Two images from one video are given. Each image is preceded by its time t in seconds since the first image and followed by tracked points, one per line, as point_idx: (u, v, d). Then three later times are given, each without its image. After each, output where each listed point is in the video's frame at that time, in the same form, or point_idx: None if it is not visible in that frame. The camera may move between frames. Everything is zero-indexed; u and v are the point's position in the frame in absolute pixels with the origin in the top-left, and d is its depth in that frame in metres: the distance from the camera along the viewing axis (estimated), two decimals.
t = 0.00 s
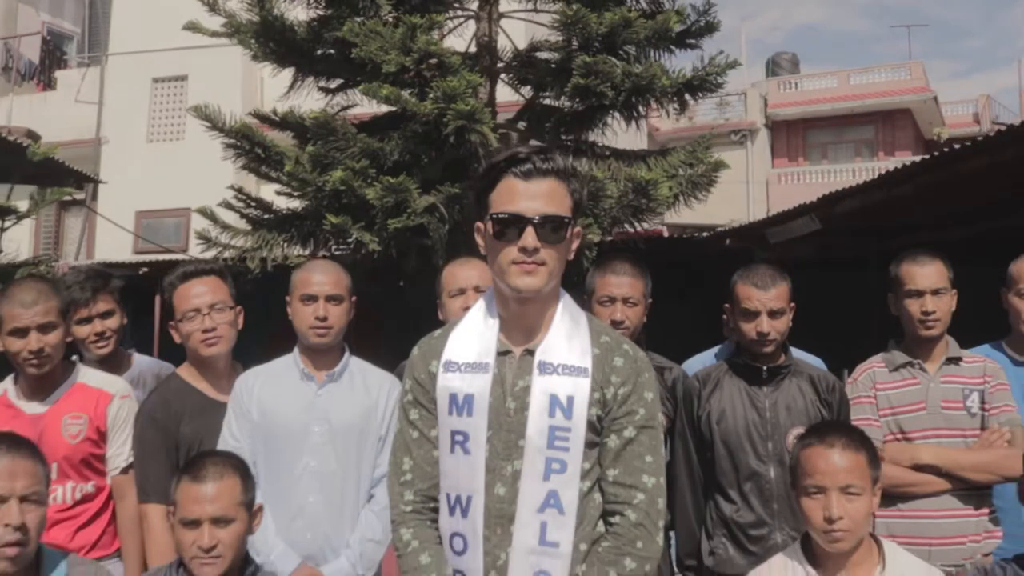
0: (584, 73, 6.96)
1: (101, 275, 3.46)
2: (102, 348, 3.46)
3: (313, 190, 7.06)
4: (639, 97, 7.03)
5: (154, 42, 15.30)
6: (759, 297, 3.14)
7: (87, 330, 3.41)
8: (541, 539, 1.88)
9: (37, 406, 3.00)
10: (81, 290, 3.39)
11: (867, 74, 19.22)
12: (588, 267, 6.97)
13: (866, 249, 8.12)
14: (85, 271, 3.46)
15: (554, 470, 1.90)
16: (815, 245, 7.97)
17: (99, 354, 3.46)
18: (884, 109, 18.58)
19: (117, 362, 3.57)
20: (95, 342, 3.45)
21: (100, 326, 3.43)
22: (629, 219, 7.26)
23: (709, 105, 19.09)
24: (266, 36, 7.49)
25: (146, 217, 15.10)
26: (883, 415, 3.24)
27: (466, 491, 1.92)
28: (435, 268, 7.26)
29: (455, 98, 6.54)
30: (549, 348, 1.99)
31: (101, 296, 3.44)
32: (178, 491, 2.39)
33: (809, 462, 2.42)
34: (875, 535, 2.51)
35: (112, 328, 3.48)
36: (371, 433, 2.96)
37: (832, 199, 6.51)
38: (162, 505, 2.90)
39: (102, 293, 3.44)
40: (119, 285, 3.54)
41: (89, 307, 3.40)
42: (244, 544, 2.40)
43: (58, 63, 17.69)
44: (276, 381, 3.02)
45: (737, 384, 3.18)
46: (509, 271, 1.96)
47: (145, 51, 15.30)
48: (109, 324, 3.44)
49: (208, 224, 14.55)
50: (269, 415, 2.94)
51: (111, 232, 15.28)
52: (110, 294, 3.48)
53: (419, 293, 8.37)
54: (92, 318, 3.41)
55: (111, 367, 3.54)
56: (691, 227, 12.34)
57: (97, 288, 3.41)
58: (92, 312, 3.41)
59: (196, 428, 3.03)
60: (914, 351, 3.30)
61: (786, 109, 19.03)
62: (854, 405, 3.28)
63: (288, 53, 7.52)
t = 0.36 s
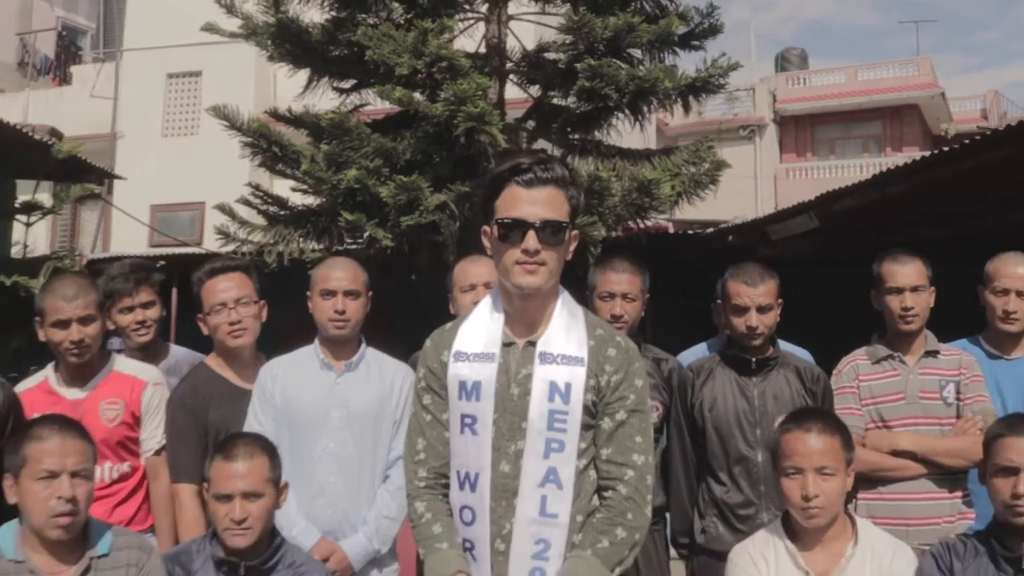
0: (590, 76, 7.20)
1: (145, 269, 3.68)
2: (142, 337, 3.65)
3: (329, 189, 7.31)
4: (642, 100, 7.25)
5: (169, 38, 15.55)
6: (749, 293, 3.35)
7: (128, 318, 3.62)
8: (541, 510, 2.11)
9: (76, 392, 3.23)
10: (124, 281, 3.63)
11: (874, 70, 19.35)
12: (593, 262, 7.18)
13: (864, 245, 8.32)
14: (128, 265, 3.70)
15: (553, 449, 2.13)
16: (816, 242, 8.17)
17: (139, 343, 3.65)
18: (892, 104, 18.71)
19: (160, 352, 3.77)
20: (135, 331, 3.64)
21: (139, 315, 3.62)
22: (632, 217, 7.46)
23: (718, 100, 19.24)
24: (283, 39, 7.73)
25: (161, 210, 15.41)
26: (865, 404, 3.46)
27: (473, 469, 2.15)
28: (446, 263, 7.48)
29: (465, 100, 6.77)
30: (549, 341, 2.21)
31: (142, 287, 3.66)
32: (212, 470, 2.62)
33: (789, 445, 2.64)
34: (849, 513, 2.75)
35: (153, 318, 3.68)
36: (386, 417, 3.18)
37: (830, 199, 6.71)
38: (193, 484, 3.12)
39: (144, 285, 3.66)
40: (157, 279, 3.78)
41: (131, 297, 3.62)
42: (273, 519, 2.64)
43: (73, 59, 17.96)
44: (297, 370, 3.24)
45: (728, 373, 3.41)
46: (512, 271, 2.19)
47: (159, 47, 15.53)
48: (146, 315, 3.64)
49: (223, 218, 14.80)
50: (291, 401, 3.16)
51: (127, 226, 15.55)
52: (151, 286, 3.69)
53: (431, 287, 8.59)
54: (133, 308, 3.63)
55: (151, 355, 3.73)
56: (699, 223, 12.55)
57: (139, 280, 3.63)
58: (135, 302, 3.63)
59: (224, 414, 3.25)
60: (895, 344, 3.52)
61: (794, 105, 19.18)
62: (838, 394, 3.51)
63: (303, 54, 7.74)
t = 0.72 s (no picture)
0: (594, 80, 7.47)
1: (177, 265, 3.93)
2: (172, 327, 3.89)
3: (343, 188, 7.57)
4: (644, 104, 7.51)
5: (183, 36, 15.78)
6: (737, 292, 3.58)
7: (161, 309, 3.86)
8: (540, 486, 2.35)
9: (111, 380, 3.48)
10: (157, 274, 3.87)
11: (882, 69, 19.51)
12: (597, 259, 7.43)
13: (862, 244, 8.53)
14: (162, 261, 3.95)
15: (551, 431, 2.37)
16: (815, 240, 8.38)
17: (168, 334, 3.89)
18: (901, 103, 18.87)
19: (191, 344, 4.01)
20: (168, 323, 3.89)
21: (172, 307, 3.87)
22: (635, 217, 7.69)
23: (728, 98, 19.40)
24: (298, 43, 7.97)
25: (177, 206, 15.67)
26: (847, 395, 3.69)
27: (479, 449, 2.39)
28: (456, 261, 7.72)
29: (473, 105, 7.02)
30: (547, 334, 2.45)
31: (175, 281, 3.91)
32: (240, 451, 2.86)
33: (769, 431, 2.87)
34: (826, 494, 2.98)
35: (184, 311, 3.92)
36: (400, 405, 3.42)
37: (827, 199, 6.93)
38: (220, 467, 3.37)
39: (176, 280, 3.90)
40: (188, 275, 4.02)
41: (164, 290, 3.87)
42: (296, 496, 2.88)
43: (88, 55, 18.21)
44: (317, 361, 3.48)
45: (719, 366, 3.64)
46: (512, 270, 2.43)
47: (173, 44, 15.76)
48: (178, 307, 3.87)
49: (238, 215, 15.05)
50: (311, 390, 3.40)
51: (143, 221, 15.82)
52: (182, 281, 3.93)
53: (442, 283, 8.83)
54: (164, 301, 3.87)
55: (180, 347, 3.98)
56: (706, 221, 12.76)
57: (172, 274, 3.90)
58: (167, 294, 3.87)
59: (248, 403, 3.49)
60: (875, 339, 3.75)
61: (803, 103, 19.36)
62: (822, 386, 3.74)
63: (317, 57, 7.98)
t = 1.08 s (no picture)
0: (594, 85, 7.67)
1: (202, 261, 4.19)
2: (197, 320, 4.16)
3: (354, 188, 7.84)
4: (644, 107, 7.76)
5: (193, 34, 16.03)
6: (724, 290, 3.83)
7: (186, 304, 4.13)
8: (536, 466, 2.60)
9: (140, 369, 3.74)
10: (183, 271, 4.13)
11: (887, 66, 19.66)
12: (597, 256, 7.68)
13: (856, 243, 8.76)
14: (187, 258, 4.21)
15: (546, 416, 2.62)
16: (811, 239, 8.61)
17: (194, 326, 4.16)
18: (905, 100, 19.03)
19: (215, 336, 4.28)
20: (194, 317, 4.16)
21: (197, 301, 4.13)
22: (635, 217, 7.93)
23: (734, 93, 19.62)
24: (310, 47, 8.23)
25: (188, 202, 15.95)
26: (828, 387, 3.95)
27: (481, 432, 2.65)
28: (463, 258, 7.98)
29: (478, 108, 7.27)
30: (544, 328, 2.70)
31: (199, 277, 4.17)
32: (262, 435, 3.12)
33: (749, 418, 3.12)
34: (801, 476, 3.24)
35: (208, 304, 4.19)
36: (410, 394, 3.68)
37: (820, 199, 7.17)
38: (241, 451, 3.62)
39: (200, 276, 4.16)
40: (212, 272, 4.28)
41: (189, 285, 4.13)
42: (314, 476, 3.14)
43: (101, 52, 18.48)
44: (332, 353, 3.74)
45: (708, 359, 3.89)
46: (511, 270, 2.68)
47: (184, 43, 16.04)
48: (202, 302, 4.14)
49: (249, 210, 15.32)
50: (327, 380, 3.66)
51: (155, 216, 16.12)
52: (207, 277, 4.19)
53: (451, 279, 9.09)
54: (188, 295, 4.14)
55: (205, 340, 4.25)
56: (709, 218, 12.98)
57: (195, 270, 4.15)
58: (192, 289, 4.14)
59: (268, 391, 3.75)
60: (855, 334, 4.00)
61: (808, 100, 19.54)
62: (804, 378, 4.00)
63: (328, 61, 8.25)
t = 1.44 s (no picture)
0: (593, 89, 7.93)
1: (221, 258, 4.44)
2: (218, 313, 4.43)
3: (363, 188, 8.11)
4: (640, 110, 8.03)
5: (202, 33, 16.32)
6: (711, 287, 4.09)
7: (208, 298, 4.40)
8: (532, 447, 2.87)
9: (165, 359, 4.01)
10: (204, 267, 4.40)
11: (885, 65, 19.81)
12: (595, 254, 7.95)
13: (847, 241, 9.02)
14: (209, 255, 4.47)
15: (542, 402, 2.88)
16: (804, 237, 8.87)
17: (215, 319, 4.43)
18: (903, 98, 19.21)
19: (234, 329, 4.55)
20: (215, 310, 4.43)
21: (217, 295, 4.40)
22: (632, 216, 8.19)
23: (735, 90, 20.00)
24: (320, 50, 8.49)
25: (199, 198, 16.21)
26: (808, 377, 4.20)
27: (482, 416, 2.91)
28: (467, 256, 8.24)
29: (482, 111, 7.53)
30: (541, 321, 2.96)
31: (219, 273, 4.43)
32: (280, 419, 3.38)
33: (730, 405, 3.37)
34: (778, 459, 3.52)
35: (229, 299, 4.45)
36: (417, 384, 3.94)
37: (811, 199, 7.43)
38: (260, 436, 3.88)
39: (221, 272, 4.42)
40: (232, 268, 4.54)
41: (211, 280, 4.39)
42: (329, 458, 3.40)
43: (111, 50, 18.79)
44: (344, 344, 4.00)
45: (695, 351, 4.16)
46: (510, 268, 2.94)
47: (194, 41, 16.31)
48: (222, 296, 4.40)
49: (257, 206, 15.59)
50: (339, 370, 3.92)
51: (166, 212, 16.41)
52: (227, 273, 4.45)
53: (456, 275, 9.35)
54: (209, 290, 4.40)
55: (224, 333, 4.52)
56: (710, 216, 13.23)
57: (217, 267, 4.41)
58: (213, 285, 4.40)
59: (285, 380, 4.01)
60: (834, 328, 4.26)
61: (807, 98, 19.74)
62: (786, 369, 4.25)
63: (337, 63, 8.51)
